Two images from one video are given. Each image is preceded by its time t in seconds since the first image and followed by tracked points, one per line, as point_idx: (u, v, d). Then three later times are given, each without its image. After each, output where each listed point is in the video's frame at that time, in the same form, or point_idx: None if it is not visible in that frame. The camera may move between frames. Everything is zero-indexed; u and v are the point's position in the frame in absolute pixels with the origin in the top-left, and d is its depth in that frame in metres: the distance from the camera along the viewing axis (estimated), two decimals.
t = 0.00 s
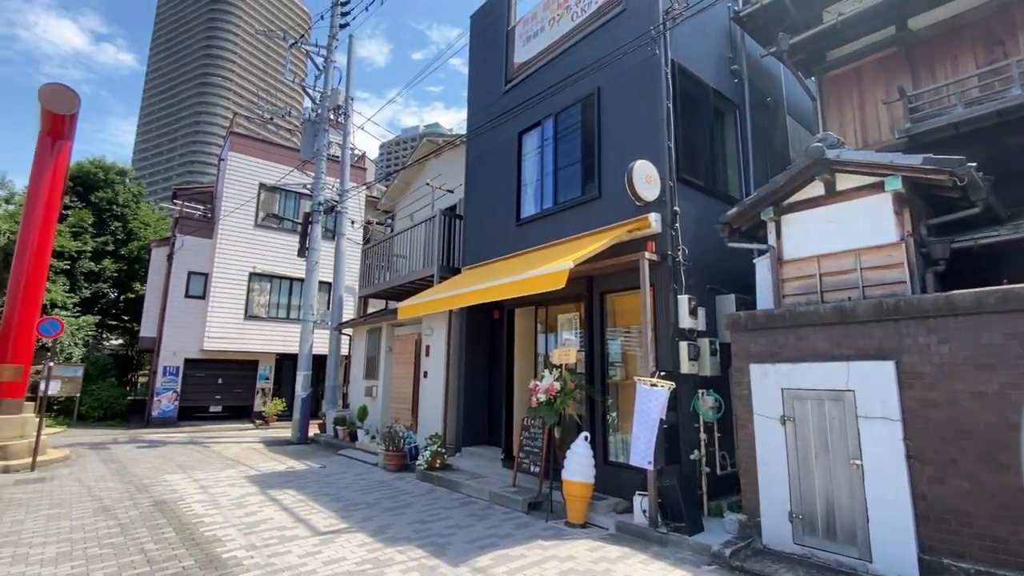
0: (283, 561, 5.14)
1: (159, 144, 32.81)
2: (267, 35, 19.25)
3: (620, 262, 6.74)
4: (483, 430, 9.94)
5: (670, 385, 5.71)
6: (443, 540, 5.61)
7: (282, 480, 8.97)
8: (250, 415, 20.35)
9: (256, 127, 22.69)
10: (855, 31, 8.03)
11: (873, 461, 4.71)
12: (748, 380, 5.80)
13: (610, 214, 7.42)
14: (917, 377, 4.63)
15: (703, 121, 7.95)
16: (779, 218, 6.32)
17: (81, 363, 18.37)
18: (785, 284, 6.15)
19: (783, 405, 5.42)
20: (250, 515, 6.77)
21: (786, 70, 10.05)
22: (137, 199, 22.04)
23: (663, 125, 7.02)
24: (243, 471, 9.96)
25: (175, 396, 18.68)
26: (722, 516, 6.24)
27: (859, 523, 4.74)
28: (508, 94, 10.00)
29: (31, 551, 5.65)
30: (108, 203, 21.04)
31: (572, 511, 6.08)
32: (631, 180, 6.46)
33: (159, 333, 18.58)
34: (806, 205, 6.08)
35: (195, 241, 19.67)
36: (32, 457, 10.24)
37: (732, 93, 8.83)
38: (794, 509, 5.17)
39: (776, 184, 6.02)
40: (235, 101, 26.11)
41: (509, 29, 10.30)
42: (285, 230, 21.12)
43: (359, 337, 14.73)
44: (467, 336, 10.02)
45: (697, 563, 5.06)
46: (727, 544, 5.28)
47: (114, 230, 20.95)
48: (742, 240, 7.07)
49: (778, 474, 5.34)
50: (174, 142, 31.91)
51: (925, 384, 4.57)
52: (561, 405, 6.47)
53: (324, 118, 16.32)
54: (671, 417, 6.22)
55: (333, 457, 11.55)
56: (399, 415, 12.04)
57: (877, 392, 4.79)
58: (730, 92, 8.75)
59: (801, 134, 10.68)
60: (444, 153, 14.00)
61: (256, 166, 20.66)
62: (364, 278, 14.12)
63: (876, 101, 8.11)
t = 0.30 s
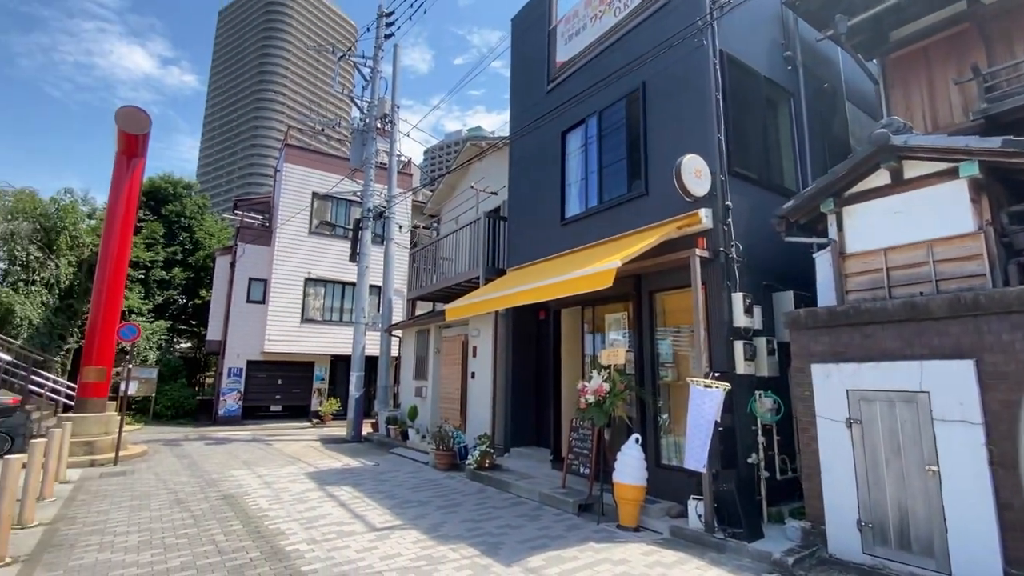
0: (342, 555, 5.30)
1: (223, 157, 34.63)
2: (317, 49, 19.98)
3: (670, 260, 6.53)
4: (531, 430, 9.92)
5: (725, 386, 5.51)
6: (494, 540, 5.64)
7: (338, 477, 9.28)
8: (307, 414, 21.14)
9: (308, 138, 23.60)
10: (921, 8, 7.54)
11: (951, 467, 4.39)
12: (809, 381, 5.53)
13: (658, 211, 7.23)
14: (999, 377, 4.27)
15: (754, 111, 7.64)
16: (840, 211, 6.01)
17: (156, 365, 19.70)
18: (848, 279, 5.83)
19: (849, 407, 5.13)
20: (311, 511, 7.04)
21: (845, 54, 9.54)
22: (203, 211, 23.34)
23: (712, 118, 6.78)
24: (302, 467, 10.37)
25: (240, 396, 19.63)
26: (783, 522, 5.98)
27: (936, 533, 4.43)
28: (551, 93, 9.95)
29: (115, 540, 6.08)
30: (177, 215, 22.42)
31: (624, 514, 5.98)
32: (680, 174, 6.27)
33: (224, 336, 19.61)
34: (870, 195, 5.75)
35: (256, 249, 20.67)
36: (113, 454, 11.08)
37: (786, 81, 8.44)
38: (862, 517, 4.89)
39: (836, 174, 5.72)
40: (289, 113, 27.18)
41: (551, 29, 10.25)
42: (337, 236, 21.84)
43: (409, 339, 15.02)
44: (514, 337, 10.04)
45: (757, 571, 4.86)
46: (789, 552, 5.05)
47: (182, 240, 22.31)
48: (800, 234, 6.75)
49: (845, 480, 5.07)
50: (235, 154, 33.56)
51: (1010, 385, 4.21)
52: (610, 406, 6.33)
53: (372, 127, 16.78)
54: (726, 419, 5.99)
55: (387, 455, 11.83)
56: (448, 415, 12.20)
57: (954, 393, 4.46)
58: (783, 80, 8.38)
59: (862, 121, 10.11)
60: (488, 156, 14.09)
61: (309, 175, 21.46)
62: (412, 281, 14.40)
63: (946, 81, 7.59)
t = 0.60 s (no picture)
0: (400, 552, 5.41)
1: (283, 169, 36.29)
2: (365, 62, 20.59)
3: (725, 257, 6.27)
4: (583, 432, 9.81)
5: (789, 387, 5.24)
6: (548, 541, 5.60)
7: (395, 476, 9.49)
8: (363, 414, 21.75)
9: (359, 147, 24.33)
10: None
11: None
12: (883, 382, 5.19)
13: (712, 206, 6.97)
14: None
15: (814, 97, 7.26)
16: (913, 199, 5.60)
17: (225, 367, 20.88)
18: (924, 273, 5.44)
19: (927, 410, 4.78)
20: (369, 508, 7.23)
21: (913, 32, 8.92)
22: (264, 221, 24.48)
23: (768, 107, 6.48)
24: (360, 466, 10.68)
25: (301, 397, 20.46)
26: (856, 532, 5.63)
27: None
28: (596, 91, 9.82)
29: (192, 531, 6.45)
30: (242, 226, 23.64)
31: (682, 519, 5.80)
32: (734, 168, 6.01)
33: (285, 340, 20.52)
34: (947, 181, 5.33)
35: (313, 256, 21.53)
36: (190, 451, 11.81)
37: (847, 64, 7.98)
38: (946, 528, 4.54)
39: (906, 160, 5.34)
40: (340, 124, 28.08)
41: (595, 26, 10.12)
42: (388, 242, 22.40)
43: (459, 340, 15.19)
44: (563, 337, 9.95)
45: None
46: (863, 564, 4.75)
47: (246, 250, 23.50)
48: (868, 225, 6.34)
49: (925, 488, 4.72)
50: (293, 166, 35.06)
51: None
52: (665, 408, 6.13)
53: (420, 134, 17.12)
54: (791, 421, 5.70)
55: (440, 455, 12.01)
56: (499, 416, 12.24)
57: None
58: (844, 63, 7.92)
59: (935, 102, 9.41)
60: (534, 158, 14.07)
61: (361, 184, 22.12)
62: (460, 284, 14.57)
63: None
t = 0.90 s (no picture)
0: (452, 549, 5.47)
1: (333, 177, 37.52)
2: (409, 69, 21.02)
3: (781, 251, 5.98)
4: (632, 434, 9.63)
5: (855, 387, 4.95)
6: (599, 543, 5.52)
7: (445, 474, 9.62)
8: (411, 414, 22.15)
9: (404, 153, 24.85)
10: None
11: None
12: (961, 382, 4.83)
13: (766, 199, 6.69)
14: None
15: (876, 80, 6.84)
16: (992, 184, 5.15)
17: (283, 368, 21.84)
18: (1005, 264, 4.98)
19: (1012, 411, 4.41)
20: (421, 505, 7.35)
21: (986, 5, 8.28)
22: (317, 228, 25.37)
23: (825, 92, 6.15)
24: (411, 464, 10.88)
25: (353, 397, 21.07)
26: (932, 542, 5.26)
27: None
28: (640, 85, 9.62)
29: (256, 524, 6.75)
30: (296, 233, 24.61)
31: (739, 524, 5.60)
32: (789, 158, 5.73)
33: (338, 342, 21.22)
34: None
35: (363, 260, 22.14)
36: (252, 448, 12.39)
37: (913, 43, 7.49)
38: None
39: (983, 141, 4.96)
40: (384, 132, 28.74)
41: (638, 19, 9.92)
42: (434, 245, 22.76)
43: (504, 340, 15.24)
44: (610, 336, 9.80)
45: None
46: None
47: (301, 255, 24.42)
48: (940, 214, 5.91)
49: (1011, 495, 4.35)
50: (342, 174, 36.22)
51: None
52: (720, 409, 5.93)
53: (463, 138, 17.31)
54: (857, 423, 5.38)
55: (488, 454, 12.07)
56: (547, 416, 12.18)
57: None
58: (909, 42, 7.44)
59: (1013, 79, 8.70)
60: (577, 156, 13.95)
61: (407, 188, 22.58)
62: (504, 285, 14.62)
63: None
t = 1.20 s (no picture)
0: (495, 547, 5.46)
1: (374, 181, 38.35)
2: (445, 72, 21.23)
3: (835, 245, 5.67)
4: (676, 435, 9.40)
5: (919, 386, 4.66)
6: (645, 546, 5.40)
7: (486, 473, 9.66)
8: (452, 413, 22.36)
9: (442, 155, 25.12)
10: None
11: None
12: None
13: (818, 190, 6.39)
14: None
15: (936, 61, 6.44)
16: None
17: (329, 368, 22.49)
18: None
19: None
20: (464, 503, 7.38)
21: None
22: (358, 231, 25.95)
23: (880, 75, 5.82)
24: (453, 462, 10.97)
25: (395, 396, 21.46)
26: (1006, 553, 4.93)
27: None
28: (680, 77, 9.37)
29: (306, 518, 6.93)
30: (339, 237, 25.25)
31: (793, 529, 5.37)
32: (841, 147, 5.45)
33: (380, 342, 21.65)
34: None
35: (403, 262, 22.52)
36: (301, 445, 12.78)
37: (977, 20, 7.01)
38: None
39: None
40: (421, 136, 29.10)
41: (676, 9, 9.67)
42: (471, 245, 22.90)
43: (543, 340, 15.17)
44: (652, 335, 9.60)
45: None
46: None
47: (344, 258, 25.04)
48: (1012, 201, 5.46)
49: None
50: (381, 179, 36.94)
51: None
52: (771, 410, 5.69)
53: (499, 138, 17.35)
54: (921, 425, 5.05)
55: (529, 454, 12.05)
56: (587, 417, 12.05)
57: None
58: (973, 19, 6.97)
59: None
60: (614, 152, 13.75)
61: (444, 190, 22.80)
62: (542, 284, 14.55)
63: None
